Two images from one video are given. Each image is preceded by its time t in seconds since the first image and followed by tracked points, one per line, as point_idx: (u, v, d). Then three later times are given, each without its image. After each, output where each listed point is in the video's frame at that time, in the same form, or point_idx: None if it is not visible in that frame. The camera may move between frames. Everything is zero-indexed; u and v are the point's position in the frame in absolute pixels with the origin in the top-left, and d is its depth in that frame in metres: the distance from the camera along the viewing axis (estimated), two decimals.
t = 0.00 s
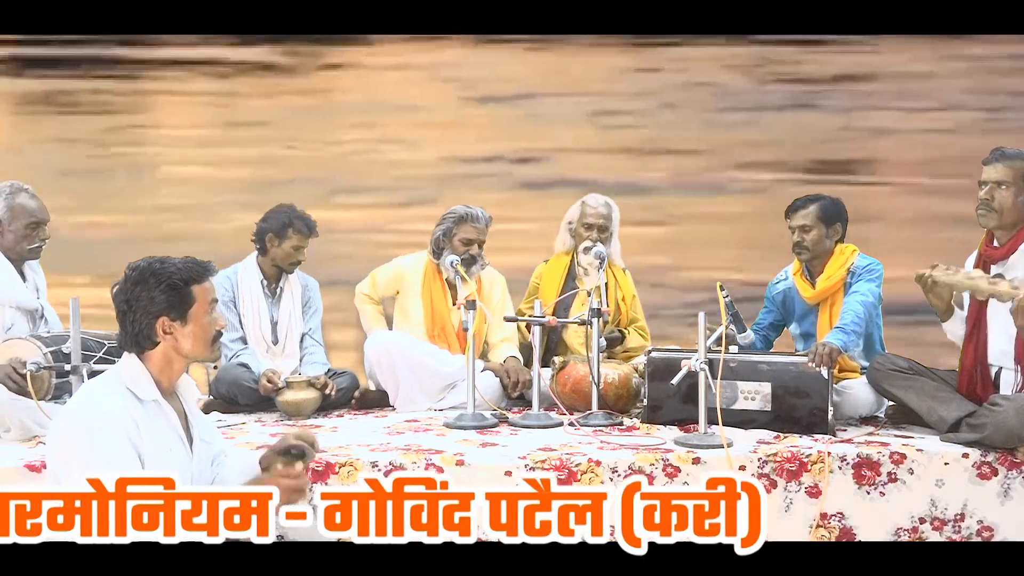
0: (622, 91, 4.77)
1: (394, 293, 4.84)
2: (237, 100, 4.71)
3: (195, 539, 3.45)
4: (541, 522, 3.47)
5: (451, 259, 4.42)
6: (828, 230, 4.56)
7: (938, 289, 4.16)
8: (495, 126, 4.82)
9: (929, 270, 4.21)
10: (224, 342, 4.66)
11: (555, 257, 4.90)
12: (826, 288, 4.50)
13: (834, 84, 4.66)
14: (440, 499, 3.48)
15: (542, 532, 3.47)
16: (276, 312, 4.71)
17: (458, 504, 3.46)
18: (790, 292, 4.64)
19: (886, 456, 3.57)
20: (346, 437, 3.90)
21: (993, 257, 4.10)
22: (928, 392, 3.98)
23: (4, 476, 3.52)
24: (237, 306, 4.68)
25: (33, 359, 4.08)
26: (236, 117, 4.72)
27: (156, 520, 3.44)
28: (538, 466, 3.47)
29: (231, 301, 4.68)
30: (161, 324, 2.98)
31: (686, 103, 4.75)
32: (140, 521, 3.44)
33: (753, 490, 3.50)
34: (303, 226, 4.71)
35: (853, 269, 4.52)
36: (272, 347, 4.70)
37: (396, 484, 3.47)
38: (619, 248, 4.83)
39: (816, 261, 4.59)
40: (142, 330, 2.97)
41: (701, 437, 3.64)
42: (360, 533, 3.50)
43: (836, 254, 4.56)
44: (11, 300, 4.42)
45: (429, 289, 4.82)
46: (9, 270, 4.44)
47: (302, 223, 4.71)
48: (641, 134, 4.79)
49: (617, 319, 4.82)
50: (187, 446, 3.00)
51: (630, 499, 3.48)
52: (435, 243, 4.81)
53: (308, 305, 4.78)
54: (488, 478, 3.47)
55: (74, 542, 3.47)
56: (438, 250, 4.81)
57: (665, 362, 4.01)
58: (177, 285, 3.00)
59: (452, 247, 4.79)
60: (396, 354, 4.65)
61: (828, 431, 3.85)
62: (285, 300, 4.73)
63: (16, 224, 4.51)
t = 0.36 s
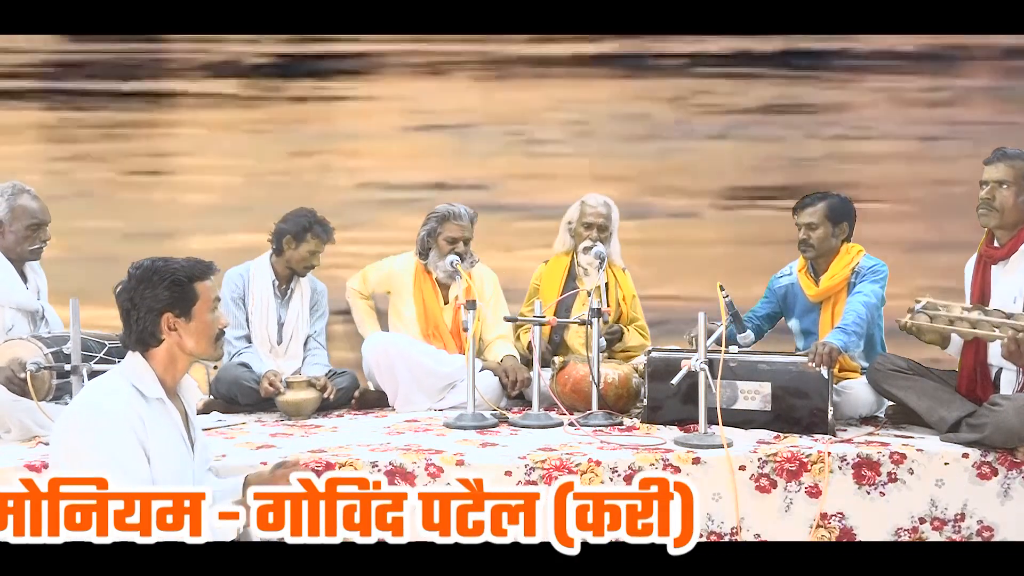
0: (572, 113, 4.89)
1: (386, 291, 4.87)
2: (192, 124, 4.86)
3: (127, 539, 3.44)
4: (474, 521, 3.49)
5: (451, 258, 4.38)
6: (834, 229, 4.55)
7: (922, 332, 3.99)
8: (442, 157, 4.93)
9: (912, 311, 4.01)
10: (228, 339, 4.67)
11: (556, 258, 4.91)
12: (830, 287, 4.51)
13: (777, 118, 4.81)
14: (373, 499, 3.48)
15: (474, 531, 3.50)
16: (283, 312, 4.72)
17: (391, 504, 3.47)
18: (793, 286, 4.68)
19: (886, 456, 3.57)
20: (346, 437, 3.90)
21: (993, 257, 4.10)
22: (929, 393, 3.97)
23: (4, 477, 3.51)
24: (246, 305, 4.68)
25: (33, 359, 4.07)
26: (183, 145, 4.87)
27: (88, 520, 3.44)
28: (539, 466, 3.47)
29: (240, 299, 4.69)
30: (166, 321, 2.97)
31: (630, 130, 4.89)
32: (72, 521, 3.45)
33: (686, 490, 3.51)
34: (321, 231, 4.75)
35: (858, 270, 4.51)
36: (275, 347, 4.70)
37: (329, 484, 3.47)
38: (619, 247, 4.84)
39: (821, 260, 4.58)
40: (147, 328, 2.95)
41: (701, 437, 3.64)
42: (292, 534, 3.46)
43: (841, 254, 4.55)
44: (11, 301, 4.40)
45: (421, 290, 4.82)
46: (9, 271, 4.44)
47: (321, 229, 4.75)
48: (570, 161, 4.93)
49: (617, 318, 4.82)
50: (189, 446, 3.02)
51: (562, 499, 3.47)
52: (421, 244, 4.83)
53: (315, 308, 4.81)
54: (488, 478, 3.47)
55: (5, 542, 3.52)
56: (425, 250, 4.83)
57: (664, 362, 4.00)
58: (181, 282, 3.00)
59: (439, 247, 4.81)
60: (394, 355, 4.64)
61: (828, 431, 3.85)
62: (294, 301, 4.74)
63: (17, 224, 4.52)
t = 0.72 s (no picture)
0: (537, 133, 4.87)
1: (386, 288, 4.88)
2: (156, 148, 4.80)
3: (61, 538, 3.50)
4: (407, 522, 3.51)
5: (451, 258, 4.45)
6: (838, 228, 4.55)
7: (940, 289, 4.08)
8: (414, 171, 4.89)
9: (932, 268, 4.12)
10: (228, 338, 4.66)
11: (554, 259, 4.91)
12: (833, 287, 4.51)
13: (751, 132, 4.79)
14: (306, 498, 3.49)
15: (407, 531, 3.52)
16: (284, 313, 4.71)
17: (323, 504, 3.49)
18: (794, 284, 4.69)
19: (886, 456, 3.57)
20: (346, 437, 3.90)
21: (993, 257, 4.11)
22: (928, 392, 3.98)
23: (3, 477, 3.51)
24: (247, 305, 4.68)
25: (33, 359, 4.07)
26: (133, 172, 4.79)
27: (21, 520, 3.50)
28: (538, 466, 3.48)
29: (240, 299, 4.69)
30: (160, 324, 2.97)
31: (602, 147, 4.87)
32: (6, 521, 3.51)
33: (620, 491, 3.49)
34: (324, 232, 4.75)
35: (861, 270, 4.51)
36: (275, 347, 4.69)
37: (261, 484, 3.48)
38: (618, 246, 4.84)
39: (824, 259, 4.58)
40: (142, 330, 2.96)
41: (701, 437, 3.64)
42: (224, 533, 3.47)
43: (845, 254, 4.55)
44: (9, 300, 4.40)
45: (422, 289, 4.82)
46: (6, 270, 4.43)
47: (325, 230, 4.75)
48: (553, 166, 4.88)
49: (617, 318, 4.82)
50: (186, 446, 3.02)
51: (494, 499, 3.49)
52: (423, 243, 4.82)
53: (316, 307, 4.80)
54: (488, 478, 3.47)
55: None
56: (427, 250, 4.83)
57: (665, 362, 4.00)
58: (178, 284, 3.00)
59: (440, 247, 4.80)
60: (394, 355, 4.62)
61: (828, 431, 3.85)
62: (295, 300, 4.73)
63: (12, 224, 4.52)
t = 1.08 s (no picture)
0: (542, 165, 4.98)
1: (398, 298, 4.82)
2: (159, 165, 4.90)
3: None
4: (340, 522, 3.50)
5: (451, 258, 4.40)
6: (842, 228, 4.55)
7: (928, 308, 4.14)
8: (418, 185, 5.01)
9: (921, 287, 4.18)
10: (224, 341, 4.65)
11: (554, 261, 4.91)
12: (833, 287, 4.51)
13: (749, 134, 4.86)
14: (238, 498, 3.47)
15: (340, 531, 3.50)
16: (278, 312, 4.72)
17: (256, 504, 3.48)
18: (795, 284, 4.69)
19: (886, 456, 3.57)
20: (346, 437, 3.90)
21: (994, 257, 4.10)
22: (928, 392, 3.98)
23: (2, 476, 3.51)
24: (241, 305, 4.68)
25: (33, 358, 4.05)
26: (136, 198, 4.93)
27: None
28: (538, 466, 3.47)
29: (232, 301, 4.67)
30: (154, 326, 2.97)
31: (602, 150, 4.93)
32: None
33: (552, 489, 3.47)
34: (308, 227, 4.72)
35: (862, 270, 4.51)
36: (273, 346, 4.69)
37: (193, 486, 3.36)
38: (618, 244, 4.84)
39: (825, 258, 4.58)
40: (136, 331, 2.96)
41: (701, 437, 3.64)
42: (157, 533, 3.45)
43: (846, 254, 4.55)
44: (11, 300, 4.39)
45: (431, 287, 4.81)
46: (8, 270, 4.43)
47: (308, 225, 4.72)
48: (554, 167, 4.97)
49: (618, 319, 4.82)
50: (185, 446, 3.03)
51: (427, 499, 3.49)
52: (435, 244, 4.78)
53: (310, 305, 4.79)
54: (488, 478, 3.47)
55: None
56: (437, 251, 4.78)
57: (664, 361, 4.00)
58: (173, 286, 2.99)
59: (450, 247, 4.74)
60: (389, 357, 4.60)
61: (828, 431, 3.85)
62: (288, 299, 4.74)
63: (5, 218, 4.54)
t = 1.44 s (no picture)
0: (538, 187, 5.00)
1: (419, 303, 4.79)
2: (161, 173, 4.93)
3: None
4: (273, 522, 3.41)
5: (451, 258, 4.39)
6: (842, 227, 4.54)
7: (930, 319, 4.05)
8: (418, 197, 5.01)
9: (922, 298, 4.06)
10: (223, 343, 4.65)
11: (553, 261, 4.93)
12: (832, 287, 4.51)
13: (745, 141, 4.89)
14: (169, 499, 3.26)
15: (273, 531, 3.44)
16: (273, 312, 4.73)
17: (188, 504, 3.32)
18: (794, 284, 4.69)
19: (886, 456, 3.57)
20: (346, 437, 3.90)
21: (993, 257, 4.10)
22: (928, 393, 3.98)
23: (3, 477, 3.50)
24: (234, 306, 4.66)
25: (33, 359, 4.07)
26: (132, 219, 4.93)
27: None
28: (539, 466, 3.47)
29: (226, 302, 4.66)
30: (153, 326, 2.97)
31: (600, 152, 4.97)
32: None
33: (485, 490, 3.47)
34: (292, 223, 4.72)
35: (861, 270, 4.51)
36: (270, 346, 4.70)
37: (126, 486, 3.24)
38: (616, 243, 4.85)
39: (824, 257, 4.59)
40: (135, 331, 2.96)
41: (701, 437, 3.64)
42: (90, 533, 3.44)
43: (846, 254, 4.55)
44: (13, 301, 4.39)
45: (434, 285, 4.82)
46: (12, 270, 4.43)
47: (292, 221, 4.72)
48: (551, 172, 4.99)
49: (618, 318, 4.82)
50: (184, 448, 3.02)
51: (361, 498, 3.49)
52: (435, 244, 4.76)
53: (305, 304, 4.82)
54: (488, 478, 3.46)
55: None
56: (437, 251, 4.77)
57: (665, 362, 4.01)
58: (172, 286, 3.00)
59: (450, 247, 4.72)
60: (385, 358, 4.61)
61: (828, 432, 3.85)
62: (282, 299, 4.75)
63: (13, 221, 4.52)
